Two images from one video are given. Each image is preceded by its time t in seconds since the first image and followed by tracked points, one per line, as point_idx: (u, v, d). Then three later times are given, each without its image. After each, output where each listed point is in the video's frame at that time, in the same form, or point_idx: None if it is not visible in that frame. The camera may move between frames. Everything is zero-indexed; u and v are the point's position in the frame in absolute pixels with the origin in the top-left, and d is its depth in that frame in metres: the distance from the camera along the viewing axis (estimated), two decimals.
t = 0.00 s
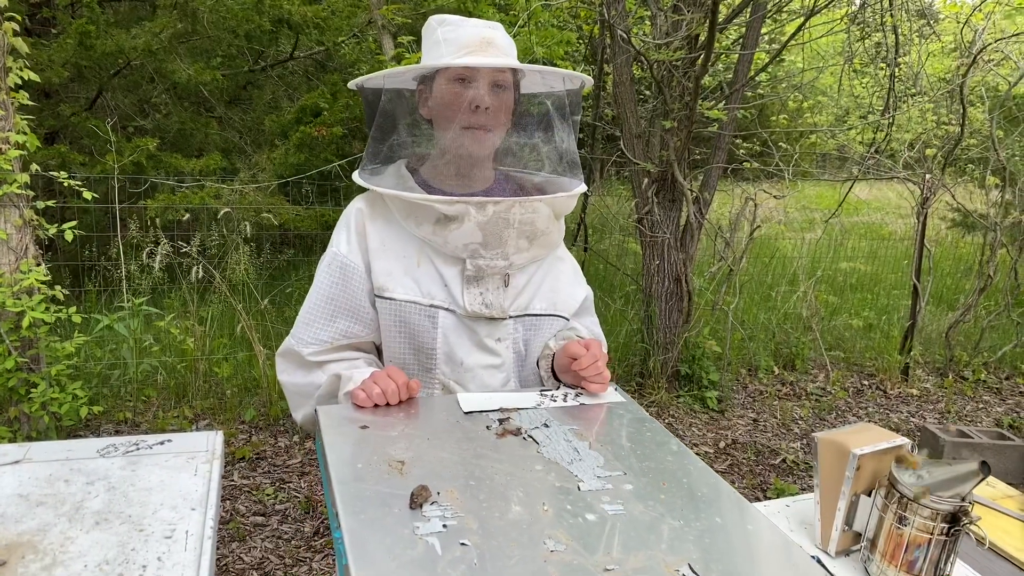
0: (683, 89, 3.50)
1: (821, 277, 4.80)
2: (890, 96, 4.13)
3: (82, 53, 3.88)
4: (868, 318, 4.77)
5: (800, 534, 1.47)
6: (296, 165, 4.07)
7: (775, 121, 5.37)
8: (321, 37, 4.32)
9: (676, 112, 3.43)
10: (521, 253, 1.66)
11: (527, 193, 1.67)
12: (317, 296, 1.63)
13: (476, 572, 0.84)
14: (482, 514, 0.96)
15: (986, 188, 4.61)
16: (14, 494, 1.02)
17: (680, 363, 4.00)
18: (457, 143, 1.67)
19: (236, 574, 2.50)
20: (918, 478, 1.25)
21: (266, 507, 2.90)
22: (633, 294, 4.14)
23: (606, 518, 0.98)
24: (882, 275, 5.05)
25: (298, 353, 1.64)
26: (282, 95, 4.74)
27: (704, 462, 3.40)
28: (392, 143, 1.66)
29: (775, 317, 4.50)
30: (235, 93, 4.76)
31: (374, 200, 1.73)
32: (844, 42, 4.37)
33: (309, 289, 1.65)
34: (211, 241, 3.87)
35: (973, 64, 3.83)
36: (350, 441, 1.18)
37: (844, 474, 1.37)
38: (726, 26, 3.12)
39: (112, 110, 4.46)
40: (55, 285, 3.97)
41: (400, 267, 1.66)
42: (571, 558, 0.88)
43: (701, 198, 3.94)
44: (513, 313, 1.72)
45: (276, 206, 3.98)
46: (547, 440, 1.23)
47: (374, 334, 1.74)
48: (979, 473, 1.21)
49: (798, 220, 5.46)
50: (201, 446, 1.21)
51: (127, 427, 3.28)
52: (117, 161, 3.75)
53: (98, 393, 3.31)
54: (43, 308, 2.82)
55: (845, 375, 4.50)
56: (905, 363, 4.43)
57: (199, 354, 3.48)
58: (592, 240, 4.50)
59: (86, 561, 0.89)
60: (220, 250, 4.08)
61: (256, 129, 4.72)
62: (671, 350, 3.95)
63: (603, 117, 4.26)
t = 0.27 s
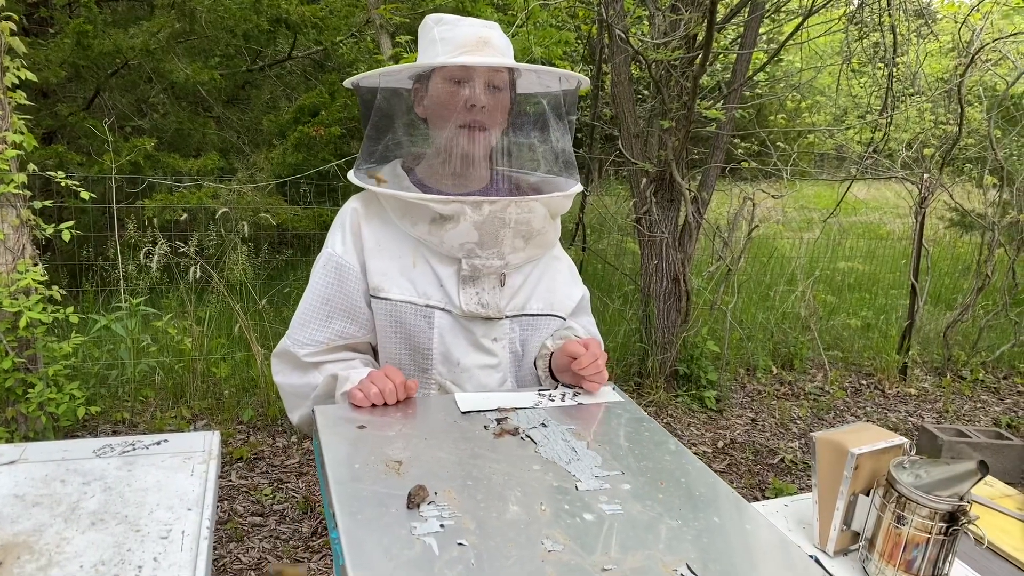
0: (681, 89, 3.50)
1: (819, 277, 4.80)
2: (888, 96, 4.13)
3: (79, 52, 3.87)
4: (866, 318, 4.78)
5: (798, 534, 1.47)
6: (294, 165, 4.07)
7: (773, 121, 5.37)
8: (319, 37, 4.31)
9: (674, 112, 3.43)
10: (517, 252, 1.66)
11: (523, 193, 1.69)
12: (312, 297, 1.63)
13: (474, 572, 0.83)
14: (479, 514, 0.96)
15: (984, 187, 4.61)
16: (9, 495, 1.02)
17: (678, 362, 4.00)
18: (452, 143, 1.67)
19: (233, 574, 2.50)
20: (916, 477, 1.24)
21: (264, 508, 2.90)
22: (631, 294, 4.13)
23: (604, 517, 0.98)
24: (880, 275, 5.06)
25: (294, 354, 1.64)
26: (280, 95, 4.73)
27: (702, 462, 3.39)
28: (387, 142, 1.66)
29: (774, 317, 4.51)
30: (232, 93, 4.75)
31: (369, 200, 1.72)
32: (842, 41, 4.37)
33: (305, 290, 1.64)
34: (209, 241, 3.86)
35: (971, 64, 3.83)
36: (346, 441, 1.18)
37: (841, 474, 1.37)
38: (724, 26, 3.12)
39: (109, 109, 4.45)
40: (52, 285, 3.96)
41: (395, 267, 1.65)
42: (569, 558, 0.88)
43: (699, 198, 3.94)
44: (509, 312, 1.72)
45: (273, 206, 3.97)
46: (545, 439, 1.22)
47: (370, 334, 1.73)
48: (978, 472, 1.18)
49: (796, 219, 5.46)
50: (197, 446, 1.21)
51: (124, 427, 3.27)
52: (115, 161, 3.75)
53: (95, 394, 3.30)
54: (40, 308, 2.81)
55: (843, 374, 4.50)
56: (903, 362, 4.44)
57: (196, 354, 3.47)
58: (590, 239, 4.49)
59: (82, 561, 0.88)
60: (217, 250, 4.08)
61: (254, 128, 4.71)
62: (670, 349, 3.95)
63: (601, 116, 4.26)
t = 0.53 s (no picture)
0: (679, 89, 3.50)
1: (818, 277, 4.80)
2: (886, 96, 4.14)
3: (78, 53, 3.87)
4: (865, 318, 4.78)
5: (795, 534, 1.47)
6: (293, 166, 4.06)
7: (772, 122, 5.37)
8: (318, 38, 4.31)
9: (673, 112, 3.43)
10: (514, 253, 1.66)
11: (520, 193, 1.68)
12: (310, 297, 1.63)
13: (473, 573, 0.84)
14: (478, 514, 0.96)
15: (982, 188, 4.62)
16: (9, 495, 1.02)
17: (677, 363, 4.00)
18: (449, 142, 1.67)
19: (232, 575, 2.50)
20: (914, 477, 1.25)
21: (263, 508, 2.90)
22: (631, 294, 4.13)
23: (602, 518, 0.98)
24: (879, 275, 5.06)
25: (293, 354, 1.64)
26: (279, 96, 4.74)
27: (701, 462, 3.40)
28: (384, 143, 1.67)
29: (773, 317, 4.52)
30: (231, 94, 4.75)
31: (367, 201, 1.73)
32: (840, 42, 4.38)
33: (303, 290, 1.65)
34: (208, 242, 3.86)
35: (969, 65, 3.84)
36: (345, 441, 1.18)
37: (839, 474, 1.37)
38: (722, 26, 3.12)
39: (108, 110, 4.45)
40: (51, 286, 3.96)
41: (393, 268, 1.66)
42: (568, 558, 0.88)
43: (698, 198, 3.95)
44: (506, 313, 1.72)
45: (273, 206, 3.97)
46: (543, 440, 1.23)
47: (368, 334, 1.74)
48: (976, 473, 1.19)
49: (795, 220, 5.46)
50: (196, 447, 1.21)
51: (123, 428, 3.27)
52: (114, 162, 3.75)
53: (94, 395, 3.30)
54: (39, 309, 2.81)
55: (842, 374, 4.50)
56: (902, 363, 4.45)
57: (195, 355, 3.47)
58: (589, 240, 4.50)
59: (82, 562, 0.88)
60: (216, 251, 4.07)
61: (253, 129, 4.72)
62: (669, 350, 3.95)
63: (600, 117, 4.26)
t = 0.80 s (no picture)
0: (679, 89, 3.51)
1: (817, 277, 4.80)
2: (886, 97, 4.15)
3: (78, 53, 3.87)
4: (864, 318, 4.79)
5: (794, 533, 1.47)
6: (293, 166, 4.06)
7: (771, 122, 5.38)
8: (318, 38, 4.32)
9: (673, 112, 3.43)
10: (514, 253, 1.66)
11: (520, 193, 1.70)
12: (311, 297, 1.63)
13: (473, 571, 0.84)
14: (479, 513, 0.97)
15: (982, 188, 4.63)
16: (10, 495, 1.02)
17: (677, 363, 4.01)
18: (448, 143, 1.67)
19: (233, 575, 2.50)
20: (913, 476, 1.25)
21: (263, 508, 2.90)
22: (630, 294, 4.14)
23: (602, 517, 0.98)
24: (878, 275, 5.07)
25: (293, 353, 1.64)
26: (278, 96, 4.74)
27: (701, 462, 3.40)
28: (384, 142, 1.67)
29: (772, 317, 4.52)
30: (231, 94, 4.75)
31: (368, 201, 1.73)
32: (839, 42, 4.39)
33: (304, 290, 1.65)
34: (208, 242, 3.86)
35: (968, 65, 3.84)
36: (345, 441, 1.18)
37: (838, 474, 1.38)
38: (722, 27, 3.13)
39: (108, 110, 4.45)
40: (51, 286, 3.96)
41: (393, 268, 1.66)
42: (568, 557, 0.88)
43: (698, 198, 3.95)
44: (506, 314, 1.73)
45: (273, 206, 3.98)
46: (543, 439, 1.23)
47: (368, 334, 1.74)
48: (974, 472, 1.19)
49: (795, 220, 5.47)
50: (197, 446, 1.21)
51: (123, 428, 3.27)
52: (114, 162, 3.75)
53: (94, 395, 3.30)
54: (39, 308, 2.81)
55: (841, 374, 4.51)
56: (902, 362, 4.46)
57: (196, 355, 3.47)
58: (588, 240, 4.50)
59: (84, 561, 0.89)
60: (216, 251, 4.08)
61: (253, 129, 4.72)
62: (668, 350, 3.95)
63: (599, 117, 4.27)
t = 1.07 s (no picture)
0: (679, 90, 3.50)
1: (817, 277, 4.81)
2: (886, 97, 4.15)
3: (79, 54, 3.87)
4: (864, 318, 4.79)
5: (793, 532, 1.48)
6: (293, 167, 4.06)
7: (771, 122, 5.38)
8: (318, 38, 4.31)
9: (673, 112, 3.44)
10: (514, 253, 1.66)
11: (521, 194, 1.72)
12: (312, 296, 1.64)
13: (475, 570, 0.84)
14: (479, 512, 0.97)
15: (981, 188, 4.63)
16: (13, 494, 1.03)
17: (677, 363, 4.01)
18: (448, 143, 1.67)
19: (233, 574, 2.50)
20: (912, 475, 1.26)
21: (264, 508, 2.90)
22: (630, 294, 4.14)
23: (602, 515, 0.99)
24: (878, 275, 5.07)
25: (294, 352, 1.65)
26: (278, 96, 4.75)
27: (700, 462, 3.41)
28: (385, 142, 1.68)
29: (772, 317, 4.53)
30: (231, 94, 4.75)
31: (369, 200, 1.74)
32: (839, 42, 4.38)
33: (305, 289, 1.65)
34: (208, 242, 3.86)
35: (968, 65, 3.84)
36: (346, 440, 1.19)
37: (838, 473, 1.38)
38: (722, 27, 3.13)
39: (109, 110, 4.45)
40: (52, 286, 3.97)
41: (393, 267, 1.66)
42: (568, 555, 0.89)
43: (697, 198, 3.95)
44: (506, 314, 1.73)
45: (273, 206, 3.98)
46: (544, 438, 1.23)
47: (369, 334, 1.74)
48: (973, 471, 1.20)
49: (794, 220, 5.47)
50: (199, 445, 1.22)
51: (123, 428, 3.27)
52: (114, 162, 3.75)
53: (95, 394, 3.30)
54: (40, 308, 2.82)
55: (841, 374, 4.51)
56: (901, 362, 4.47)
57: (196, 355, 3.47)
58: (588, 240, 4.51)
59: (87, 559, 0.89)
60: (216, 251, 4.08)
61: (253, 129, 4.72)
62: (668, 349, 3.96)
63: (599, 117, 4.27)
